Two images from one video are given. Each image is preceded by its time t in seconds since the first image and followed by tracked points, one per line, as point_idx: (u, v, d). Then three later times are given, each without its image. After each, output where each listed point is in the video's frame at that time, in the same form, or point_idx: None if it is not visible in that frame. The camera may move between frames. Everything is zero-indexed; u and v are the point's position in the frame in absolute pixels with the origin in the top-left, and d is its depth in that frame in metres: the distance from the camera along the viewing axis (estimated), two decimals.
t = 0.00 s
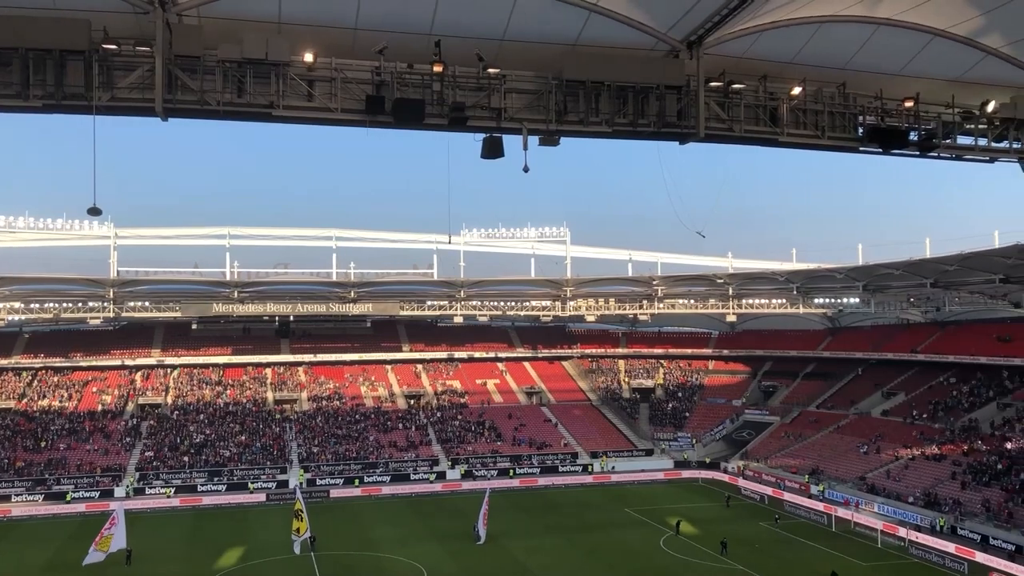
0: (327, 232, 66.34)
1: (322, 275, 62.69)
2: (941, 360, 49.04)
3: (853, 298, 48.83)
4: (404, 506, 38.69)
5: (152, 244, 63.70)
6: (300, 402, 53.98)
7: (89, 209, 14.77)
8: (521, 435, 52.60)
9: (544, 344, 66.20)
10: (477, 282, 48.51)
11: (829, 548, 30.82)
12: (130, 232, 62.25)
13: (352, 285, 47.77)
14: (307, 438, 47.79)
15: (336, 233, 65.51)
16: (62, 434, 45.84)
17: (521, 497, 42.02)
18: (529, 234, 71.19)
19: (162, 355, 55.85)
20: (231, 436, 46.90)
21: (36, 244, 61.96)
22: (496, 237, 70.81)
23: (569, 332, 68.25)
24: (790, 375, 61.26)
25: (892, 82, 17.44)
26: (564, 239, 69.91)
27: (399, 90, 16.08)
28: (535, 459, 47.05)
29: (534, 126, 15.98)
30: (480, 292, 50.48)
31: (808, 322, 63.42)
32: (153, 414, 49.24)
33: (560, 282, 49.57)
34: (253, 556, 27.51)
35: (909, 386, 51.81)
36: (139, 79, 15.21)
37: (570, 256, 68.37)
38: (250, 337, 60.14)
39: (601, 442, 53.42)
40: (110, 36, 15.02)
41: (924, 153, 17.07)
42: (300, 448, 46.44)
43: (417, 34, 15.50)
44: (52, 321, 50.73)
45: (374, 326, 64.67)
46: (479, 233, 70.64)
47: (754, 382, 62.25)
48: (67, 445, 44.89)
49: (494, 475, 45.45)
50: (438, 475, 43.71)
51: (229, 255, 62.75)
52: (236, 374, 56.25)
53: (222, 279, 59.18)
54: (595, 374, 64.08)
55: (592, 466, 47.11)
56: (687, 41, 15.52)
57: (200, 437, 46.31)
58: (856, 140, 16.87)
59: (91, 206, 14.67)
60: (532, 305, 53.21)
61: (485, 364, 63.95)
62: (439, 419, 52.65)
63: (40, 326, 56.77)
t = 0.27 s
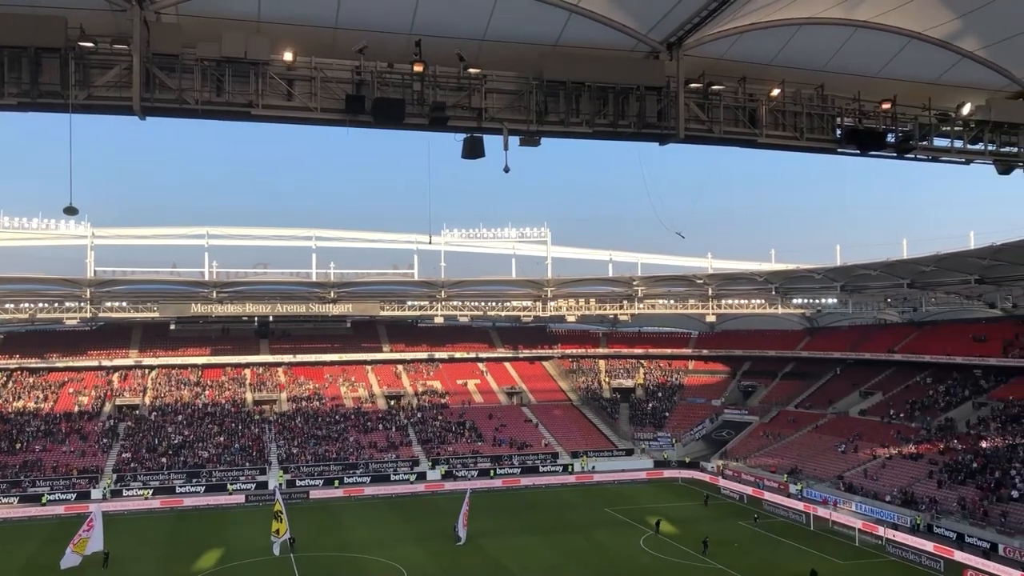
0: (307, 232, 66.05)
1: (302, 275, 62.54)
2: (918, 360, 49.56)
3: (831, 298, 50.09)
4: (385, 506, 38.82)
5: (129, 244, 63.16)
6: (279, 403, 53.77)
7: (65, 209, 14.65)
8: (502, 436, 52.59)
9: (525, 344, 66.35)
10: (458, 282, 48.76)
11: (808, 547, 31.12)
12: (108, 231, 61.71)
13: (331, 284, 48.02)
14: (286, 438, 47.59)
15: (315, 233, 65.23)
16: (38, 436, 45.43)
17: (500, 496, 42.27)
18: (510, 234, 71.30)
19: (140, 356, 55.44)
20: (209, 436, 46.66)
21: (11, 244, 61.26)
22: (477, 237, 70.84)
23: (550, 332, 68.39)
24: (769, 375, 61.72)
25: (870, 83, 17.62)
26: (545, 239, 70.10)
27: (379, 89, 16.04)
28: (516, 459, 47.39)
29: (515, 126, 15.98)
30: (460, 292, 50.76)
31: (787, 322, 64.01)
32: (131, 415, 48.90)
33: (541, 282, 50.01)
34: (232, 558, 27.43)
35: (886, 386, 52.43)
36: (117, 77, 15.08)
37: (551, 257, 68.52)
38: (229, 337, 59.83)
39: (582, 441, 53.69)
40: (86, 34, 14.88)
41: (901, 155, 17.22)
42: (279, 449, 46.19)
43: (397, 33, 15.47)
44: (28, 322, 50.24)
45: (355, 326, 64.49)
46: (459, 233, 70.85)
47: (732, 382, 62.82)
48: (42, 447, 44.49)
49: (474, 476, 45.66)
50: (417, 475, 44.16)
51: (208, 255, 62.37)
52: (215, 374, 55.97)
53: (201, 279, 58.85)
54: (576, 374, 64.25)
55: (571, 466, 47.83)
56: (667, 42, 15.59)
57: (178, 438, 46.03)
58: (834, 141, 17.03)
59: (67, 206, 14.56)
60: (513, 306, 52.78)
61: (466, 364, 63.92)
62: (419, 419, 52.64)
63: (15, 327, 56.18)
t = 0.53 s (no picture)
0: (287, 232, 65.74)
1: (282, 276, 62.35)
2: (896, 360, 50.03)
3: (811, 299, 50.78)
4: (366, 508, 38.75)
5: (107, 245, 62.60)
6: (259, 404, 53.58)
7: (41, 209, 14.51)
8: (483, 437, 52.65)
9: (507, 344, 66.50)
10: (439, 282, 48.86)
11: (789, 547, 31.38)
12: (86, 232, 61.20)
13: (313, 285, 48.16)
14: (266, 440, 47.42)
15: (296, 233, 64.96)
16: (14, 439, 44.98)
17: (481, 498, 42.27)
18: (492, 235, 71.39)
19: (118, 357, 55.03)
20: (189, 438, 46.41)
21: None
22: (458, 238, 70.80)
23: (532, 333, 68.51)
24: (749, 375, 62.17)
25: (849, 86, 17.76)
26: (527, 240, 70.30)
27: (361, 90, 16.01)
28: (497, 460, 47.44)
29: (496, 127, 15.98)
30: (441, 293, 51.30)
31: (767, 323, 64.46)
32: (109, 417, 48.50)
33: (522, 283, 49.96)
34: (212, 560, 27.29)
35: (864, 386, 52.96)
36: (95, 76, 14.96)
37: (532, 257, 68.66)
38: (209, 338, 59.53)
39: (563, 442, 53.79)
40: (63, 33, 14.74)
41: (879, 157, 17.37)
42: (259, 450, 46.03)
43: (379, 33, 15.42)
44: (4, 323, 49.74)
45: (336, 328, 64.29)
46: (441, 234, 70.74)
47: (713, 382, 63.24)
48: (18, 450, 44.06)
49: (456, 476, 45.33)
50: (399, 476, 43.77)
51: (187, 256, 61.99)
52: (195, 376, 55.68)
53: (181, 280, 58.55)
54: (557, 375, 64.41)
55: (553, 466, 47.67)
56: (648, 44, 15.63)
57: (157, 440, 45.74)
58: (813, 143, 17.17)
59: (43, 207, 14.44)
60: (495, 306, 53.30)
61: (448, 365, 63.86)
62: (401, 421, 52.59)
63: None
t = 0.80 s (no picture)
0: (268, 233, 65.41)
1: (263, 277, 62.13)
2: (876, 361, 50.44)
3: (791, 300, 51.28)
4: (347, 510, 38.68)
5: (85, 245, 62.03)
6: (240, 406, 53.37)
7: (19, 209, 14.42)
8: (465, 438, 52.64)
9: (489, 346, 66.61)
10: (421, 284, 49.24)
11: (769, 547, 31.61)
12: (64, 232, 60.65)
13: (294, 287, 48.19)
14: (246, 442, 47.21)
15: (276, 234, 64.66)
16: None
17: (463, 499, 42.32)
18: (474, 237, 71.39)
19: (97, 359, 54.59)
20: (169, 440, 46.14)
21: None
22: (439, 240, 70.49)
23: (514, 334, 68.59)
24: (730, 376, 62.53)
25: (829, 88, 17.88)
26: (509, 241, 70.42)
27: (342, 90, 15.99)
28: (479, 461, 47.55)
29: (478, 128, 16.00)
30: (424, 295, 51.99)
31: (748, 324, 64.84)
32: (87, 419, 48.09)
33: (504, 283, 49.95)
34: (192, 563, 27.13)
35: (844, 386, 53.43)
36: (73, 75, 14.83)
37: (514, 259, 68.71)
38: (189, 339, 59.22)
39: (545, 444, 53.91)
40: (41, 31, 14.59)
41: (858, 159, 17.54)
42: (240, 452, 45.82)
43: (360, 34, 15.39)
44: None
45: (317, 329, 64.05)
46: (422, 235, 70.51)
47: (694, 383, 63.55)
48: None
49: (438, 478, 45.18)
50: (380, 478, 44.02)
51: (167, 256, 61.60)
52: (174, 378, 55.36)
53: (161, 281, 58.24)
54: (539, 376, 64.52)
55: (534, 467, 47.64)
56: (629, 46, 15.67)
57: (136, 442, 45.45)
58: (793, 145, 17.30)
59: (20, 208, 14.36)
60: (477, 307, 53.64)
61: (429, 367, 63.80)
62: (382, 423, 52.52)
63: None
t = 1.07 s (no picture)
0: (247, 233, 65.03)
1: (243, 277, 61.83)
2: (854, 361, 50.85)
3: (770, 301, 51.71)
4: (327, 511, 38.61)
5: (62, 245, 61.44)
6: (219, 407, 53.06)
7: None
8: (446, 438, 52.61)
9: (469, 347, 66.67)
10: (401, 286, 49.00)
11: (748, 547, 31.81)
12: (40, 232, 60.02)
13: (273, 287, 48.08)
14: (225, 443, 46.94)
15: (256, 234, 64.31)
16: None
17: (442, 500, 42.35)
18: (454, 237, 71.31)
19: (73, 360, 54.09)
20: (147, 442, 45.81)
21: None
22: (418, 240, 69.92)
23: (495, 335, 68.64)
24: (710, 376, 62.90)
25: (808, 91, 18.06)
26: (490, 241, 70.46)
27: (322, 90, 15.95)
28: (459, 462, 47.56)
29: (459, 129, 16.01)
30: (405, 296, 51.98)
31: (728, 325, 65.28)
32: (63, 421, 47.61)
33: (485, 283, 49.97)
34: (169, 566, 26.95)
35: (823, 387, 53.90)
36: (49, 73, 14.68)
37: (495, 260, 68.75)
38: (167, 340, 58.85)
39: (526, 444, 53.95)
40: (17, 29, 14.44)
41: (836, 161, 17.71)
42: (218, 454, 45.57)
43: (340, 34, 15.34)
44: None
45: (297, 330, 63.75)
46: (403, 236, 70.23)
47: (674, 384, 63.91)
48: None
49: (418, 479, 45.10)
50: (360, 479, 43.72)
51: (146, 257, 61.14)
52: (152, 379, 54.98)
53: (139, 281, 57.86)
54: (520, 377, 64.61)
55: (515, 467, 47.62)
56: (610, 48, 15.69)
57: (113, 444, 45.10)
58: (772, 147, 17.44)
59: None
60: (459, 308, 54.13)
61: (410, 368, 63.73)
62: (362, 424, 52.39)
63: None
